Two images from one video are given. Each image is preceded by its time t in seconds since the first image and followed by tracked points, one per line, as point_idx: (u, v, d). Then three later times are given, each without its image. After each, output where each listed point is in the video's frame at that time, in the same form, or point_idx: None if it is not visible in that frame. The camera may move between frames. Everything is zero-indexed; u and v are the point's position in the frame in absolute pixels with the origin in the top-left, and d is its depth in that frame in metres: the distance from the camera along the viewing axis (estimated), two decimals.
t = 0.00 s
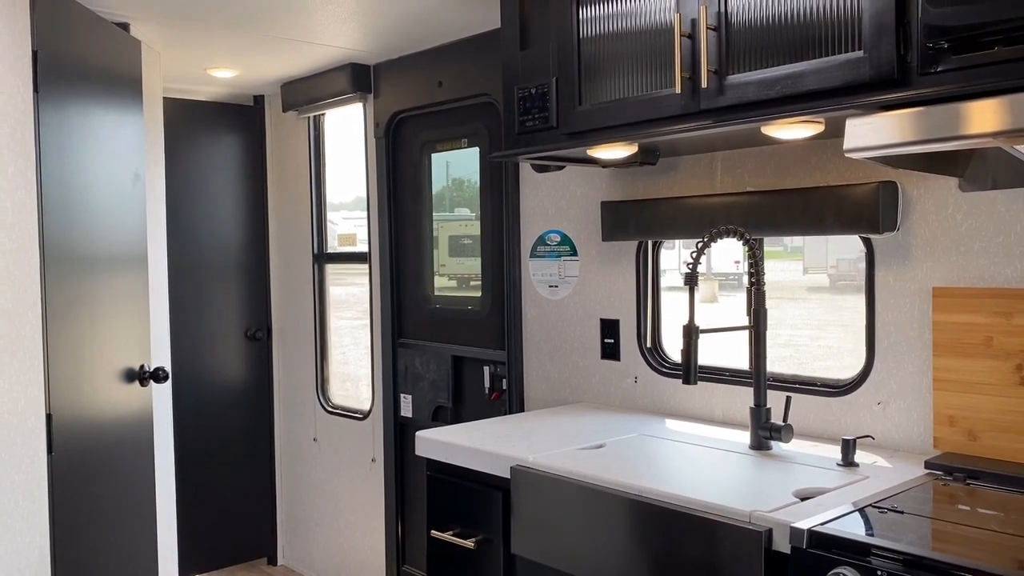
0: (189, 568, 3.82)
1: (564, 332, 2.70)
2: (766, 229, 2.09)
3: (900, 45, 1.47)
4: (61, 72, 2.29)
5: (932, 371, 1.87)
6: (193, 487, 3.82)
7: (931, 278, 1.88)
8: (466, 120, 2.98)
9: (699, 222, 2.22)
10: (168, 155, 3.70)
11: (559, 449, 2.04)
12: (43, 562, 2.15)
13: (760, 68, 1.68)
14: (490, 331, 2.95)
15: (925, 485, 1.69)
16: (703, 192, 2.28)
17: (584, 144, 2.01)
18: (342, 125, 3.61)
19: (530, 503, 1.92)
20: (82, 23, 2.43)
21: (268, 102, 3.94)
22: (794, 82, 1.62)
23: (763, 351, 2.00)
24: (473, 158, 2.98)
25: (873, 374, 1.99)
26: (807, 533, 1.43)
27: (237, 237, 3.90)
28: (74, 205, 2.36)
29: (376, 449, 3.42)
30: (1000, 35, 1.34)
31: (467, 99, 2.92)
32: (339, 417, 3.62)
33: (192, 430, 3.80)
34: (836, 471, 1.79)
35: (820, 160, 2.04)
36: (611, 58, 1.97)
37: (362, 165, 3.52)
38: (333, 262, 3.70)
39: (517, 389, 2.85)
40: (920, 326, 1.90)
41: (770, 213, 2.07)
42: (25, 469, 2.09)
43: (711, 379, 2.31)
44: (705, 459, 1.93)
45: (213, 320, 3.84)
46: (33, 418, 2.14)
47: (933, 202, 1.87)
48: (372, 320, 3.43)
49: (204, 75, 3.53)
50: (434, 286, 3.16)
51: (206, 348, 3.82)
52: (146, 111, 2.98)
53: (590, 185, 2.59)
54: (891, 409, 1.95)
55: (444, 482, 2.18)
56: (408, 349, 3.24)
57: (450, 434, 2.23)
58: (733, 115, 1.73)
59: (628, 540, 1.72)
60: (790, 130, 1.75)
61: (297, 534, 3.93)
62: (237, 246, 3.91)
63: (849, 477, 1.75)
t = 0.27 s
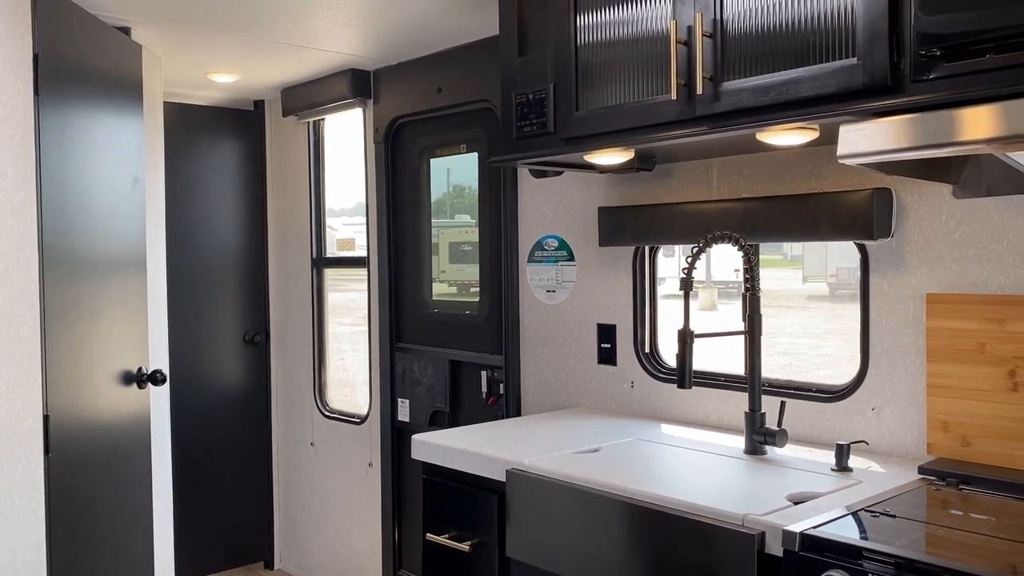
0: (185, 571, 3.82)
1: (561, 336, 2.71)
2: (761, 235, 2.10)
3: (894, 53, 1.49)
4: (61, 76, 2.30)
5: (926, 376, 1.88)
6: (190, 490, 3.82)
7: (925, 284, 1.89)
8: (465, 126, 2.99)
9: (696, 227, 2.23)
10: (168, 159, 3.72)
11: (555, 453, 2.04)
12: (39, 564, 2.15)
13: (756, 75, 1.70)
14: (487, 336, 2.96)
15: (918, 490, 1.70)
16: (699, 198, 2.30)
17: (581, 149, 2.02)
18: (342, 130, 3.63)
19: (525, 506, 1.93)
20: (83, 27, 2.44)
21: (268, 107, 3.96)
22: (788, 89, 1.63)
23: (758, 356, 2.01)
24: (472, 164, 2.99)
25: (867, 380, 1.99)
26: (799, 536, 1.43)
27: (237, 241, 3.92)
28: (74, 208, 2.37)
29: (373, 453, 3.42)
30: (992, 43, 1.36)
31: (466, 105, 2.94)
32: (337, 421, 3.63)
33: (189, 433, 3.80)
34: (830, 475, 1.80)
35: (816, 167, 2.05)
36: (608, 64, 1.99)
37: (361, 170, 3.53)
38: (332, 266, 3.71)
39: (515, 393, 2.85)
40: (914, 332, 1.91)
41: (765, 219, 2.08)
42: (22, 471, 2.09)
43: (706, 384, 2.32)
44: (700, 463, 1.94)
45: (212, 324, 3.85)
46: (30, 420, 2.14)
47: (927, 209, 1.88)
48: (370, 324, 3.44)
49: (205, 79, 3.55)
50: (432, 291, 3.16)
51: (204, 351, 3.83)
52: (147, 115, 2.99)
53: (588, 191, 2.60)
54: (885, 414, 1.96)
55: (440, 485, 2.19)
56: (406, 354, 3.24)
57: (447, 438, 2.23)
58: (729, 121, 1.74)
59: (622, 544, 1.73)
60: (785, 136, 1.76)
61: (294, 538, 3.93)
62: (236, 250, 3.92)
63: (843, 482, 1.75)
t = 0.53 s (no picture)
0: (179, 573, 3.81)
1: (555, 338, 2.71)
2: (753, 237, 2.10)
3: (885, 56, 1.49)
4: (57, 75, 2.30)
5: (917, 378, 1.88)
6: (184, 492, 3.81)
7: (916, 286, 1.89)
8: (460, 128, 3.00)
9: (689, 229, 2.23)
10: (164, 160, 3.72)
11: (547, 454, 2.05)
12: (31, 564, 2.15)
13: (748, 77, 1.70)
14: (482, 338, 2.96)
15: (909, 492, 1.71)
16: (693, 200, 2.30)
17: (575, 151, 2.03)
18: (338, 131, 3.63)
19: (517, 506, 1.93)
20: (79, 27, 2.45)
21: (265, 109, 3.96)
22: (780, 91, 1.64)
23: (750, 357, 2.01)
24: (467, 165, 3.00)
25: (859, 382, 2.00)
26: (788, 536, 1.44)
27: (232, 242, 3.92)
28: (68, 207, 2.37)
29: (368, 455, 3.42)
30: (982, 46, 1.36)
31: (461, 107, 2.94)
32: (331, 423, 3.62)
33: (184, 434, 3.79)
34: (821, 477, 1.80)
35: (809, 169, 2.06)
36: (602, 66, 1.99)
37: (357, 171, 3.53)
38: (327, 268, 3.71)
39: (509, 395, 2.85)
40: (906, 334, 1.92)
41: (758, 221, 2.09)
42: (14, 470, 2.09)
43: (699, 386, 2.32)
44: (692, 464, 1.94)
45: (207, 325, 3.85)
46: (23, 419, 2.14)
47: (918, 211, 1.88)
48: (365, 325, 3.44)
49: (201, 80, 3.55)
50: (427, 292, 3.16)
51: (199, 353, 3.83)
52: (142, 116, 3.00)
53: (582, 193, 2.61)
54: (877, 416, 1.96)
55: (432, 486, 2.19)
56: (401, 356, 3.24)
57: (440, 438, 2.23)
58: (721, 123, 1.75)
59: (614, 544, 1.73)
60: (777, 138, 1.77)
61: (288, 540, 3.92)
62: (232, 251, 3.92)
63: (833, 483, 1.76)
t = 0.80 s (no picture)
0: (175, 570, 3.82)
1: (550, 335, 2.73)
2: (746, 233, 2.11)
3: (875, 51, 1.50)
4: (52, 71, 2.31)
5: (909, 373, 1.89)
6: (181, 489, 3.82)
7: (908, 282, 1.90)
8: (456, 125, 3.01)
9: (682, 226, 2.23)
10: (161, 158, 3.72)
11: (541, 449, 2.05)
12: (26, 558, 2.16)
13: (740, 73, 1.71)
14: (478, 335, 2.97)
15: (900, 486, 1.72)
16: (687, 197, 2.31)
17: (569, 147, 2.03)
18: (334, 129, 3.64)
19: (511, 500, 1.94)
20: (75, 23, 2.45)
21: (261, 107, 3.97)
22: (772, 87, 1.65)
23: (743, 352, 2.02)
24: (463, 163, 3.00)
25: (851, 377, 2.01)
26: (779, 528, 1.45)
27: (229, 240, 3.92)
28: (64, 203, 2.37)
29: (364, 452, 3.43)
30: (971, 41, 1.38)
31: (457, 104, 2.95)
32: (328, 420, 3.63)
33: (180, 431, 3.80)
34: (812, 471, 1.81)
35: (801, 166, 2.07)
36: (596, 62, 2.00)
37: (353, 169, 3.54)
38: (323, 265, 3.71)
39: (504, 392, 2.86)
40: (897, 330, 1.92)
41: (751, 218, 2.10)
42: (10, 464, 2.10)
43: (693, 381, 2.33)
44: (685, 459, 1.95)
45: (204, 322, 3.85)
46: (19, 414, 2.15)
47: (910, 207, 1.89)
48: (361, 322, 3.45)
49: (198, 78, 3.56)
50: (423, 289, 3.17)
51: (196, 350, 3.83)
52: (139, 113, 3.00)
53: (577, 190, 2.62)
54: (869, 411, 1.97)
55: (427, 481, 2.20)
56: (397, 353, 3.25)
57: (435, 434, 2.24)
58: (714, 119, 1.76)
59: (607, 537, 1.74)
60: (770, 134, 1.78)
61: (285, 537, 3.93)
62: (229, 249, 3.93)
63: (825, 477, 1.77)
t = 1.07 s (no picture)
0: (172, 564, 3.83)
1: (543, 329, 2.74)
2: (738, 226, 2.12)
3: (862, 44, 1.51)
4: (47, 65, 2.32)
5: (898, 365, 1.91)
6: (177, 483, 3.83)
7: (897, 274, 1.91)
8: (450, 120, 3.02)
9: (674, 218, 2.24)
10: (156, 153, 3.73)
11: (533, 440, 2.07)
12: (21, 550, 2.17)
13: (730, 66, 1.72)
14: (472, 329, 2.98)
15: (888, 477, 1.73)
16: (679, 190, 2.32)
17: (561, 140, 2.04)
18: (330, 124, 3.65)
19: (503, 491, 1.95)
20: (70, 17, 2.46)
21: (257, 102, 3.97)
22: (761, 79, 1.66)
23: (734, 344, 2.03)
24: (457, 157, 3.01)
25: (841, 369, 2.02)
26: (765, 516, 1.46)
27: (225, 235, 3.93)
28: (59, 196, 2.38)
29: (360, 446, 3.44)
30: (955, 34, 1.39)
31: (451, 99, 2.96)
32: (324, 414, 3.65)
33: (176, 426, 3.81)
34: (801, 462, 1.82)
35: (792, 159, 2.08)
36: (588, 56, 2.00)
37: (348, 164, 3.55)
38: (319, 260, 3.72)
39: (498, 386, 2.87)
40: (887, 321, 1.93)
41: (742, 211, 2.10)
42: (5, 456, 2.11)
43: (685, 374, 2.35)
44: (676, 451, 1.96)
45: (201, 317, 3.86)
46: (13, 406, 2.16)
47: (899, 200, 1.90)
48: (357, 317, 3.45)
49: (193, 73, 3.57)
50: (418, 284, 3.17)
51: (192, 344, 3.84)
52: (134, 108, 3.01)
53: (571, 183, 2.63)
54: (859, 403, 1.98)
55: (420, 473, 2.21)
56: (392, 347, 3.26)
57: (428, 426, 2.26)
58: (704, 112, 1.76)
59: (597, 527, 1.75)
60: (759, 127, 1.79)
61: (281, 531, 3.94)
62: (225, 244, 3.94)
63: (813, 467, 1.78)
